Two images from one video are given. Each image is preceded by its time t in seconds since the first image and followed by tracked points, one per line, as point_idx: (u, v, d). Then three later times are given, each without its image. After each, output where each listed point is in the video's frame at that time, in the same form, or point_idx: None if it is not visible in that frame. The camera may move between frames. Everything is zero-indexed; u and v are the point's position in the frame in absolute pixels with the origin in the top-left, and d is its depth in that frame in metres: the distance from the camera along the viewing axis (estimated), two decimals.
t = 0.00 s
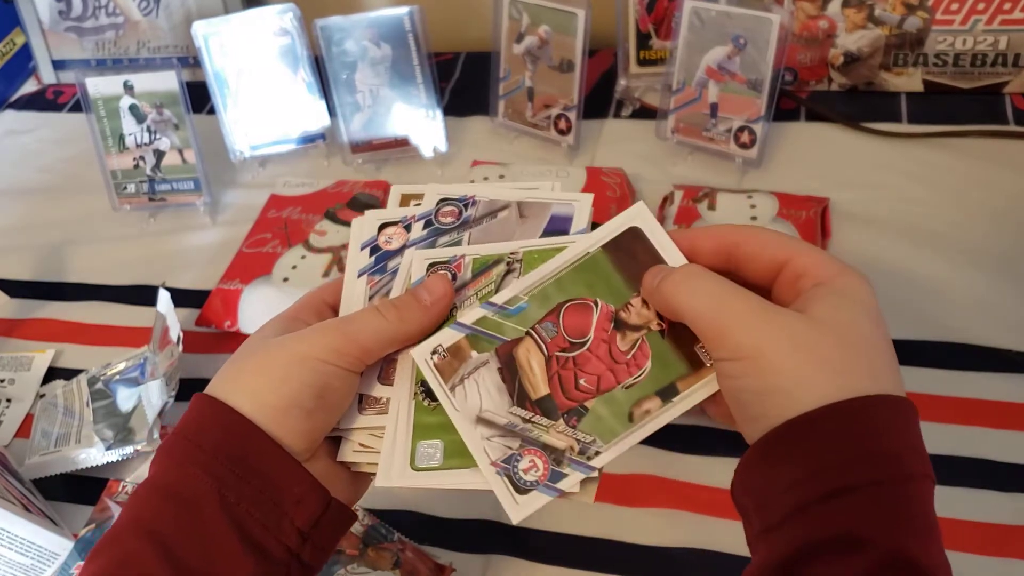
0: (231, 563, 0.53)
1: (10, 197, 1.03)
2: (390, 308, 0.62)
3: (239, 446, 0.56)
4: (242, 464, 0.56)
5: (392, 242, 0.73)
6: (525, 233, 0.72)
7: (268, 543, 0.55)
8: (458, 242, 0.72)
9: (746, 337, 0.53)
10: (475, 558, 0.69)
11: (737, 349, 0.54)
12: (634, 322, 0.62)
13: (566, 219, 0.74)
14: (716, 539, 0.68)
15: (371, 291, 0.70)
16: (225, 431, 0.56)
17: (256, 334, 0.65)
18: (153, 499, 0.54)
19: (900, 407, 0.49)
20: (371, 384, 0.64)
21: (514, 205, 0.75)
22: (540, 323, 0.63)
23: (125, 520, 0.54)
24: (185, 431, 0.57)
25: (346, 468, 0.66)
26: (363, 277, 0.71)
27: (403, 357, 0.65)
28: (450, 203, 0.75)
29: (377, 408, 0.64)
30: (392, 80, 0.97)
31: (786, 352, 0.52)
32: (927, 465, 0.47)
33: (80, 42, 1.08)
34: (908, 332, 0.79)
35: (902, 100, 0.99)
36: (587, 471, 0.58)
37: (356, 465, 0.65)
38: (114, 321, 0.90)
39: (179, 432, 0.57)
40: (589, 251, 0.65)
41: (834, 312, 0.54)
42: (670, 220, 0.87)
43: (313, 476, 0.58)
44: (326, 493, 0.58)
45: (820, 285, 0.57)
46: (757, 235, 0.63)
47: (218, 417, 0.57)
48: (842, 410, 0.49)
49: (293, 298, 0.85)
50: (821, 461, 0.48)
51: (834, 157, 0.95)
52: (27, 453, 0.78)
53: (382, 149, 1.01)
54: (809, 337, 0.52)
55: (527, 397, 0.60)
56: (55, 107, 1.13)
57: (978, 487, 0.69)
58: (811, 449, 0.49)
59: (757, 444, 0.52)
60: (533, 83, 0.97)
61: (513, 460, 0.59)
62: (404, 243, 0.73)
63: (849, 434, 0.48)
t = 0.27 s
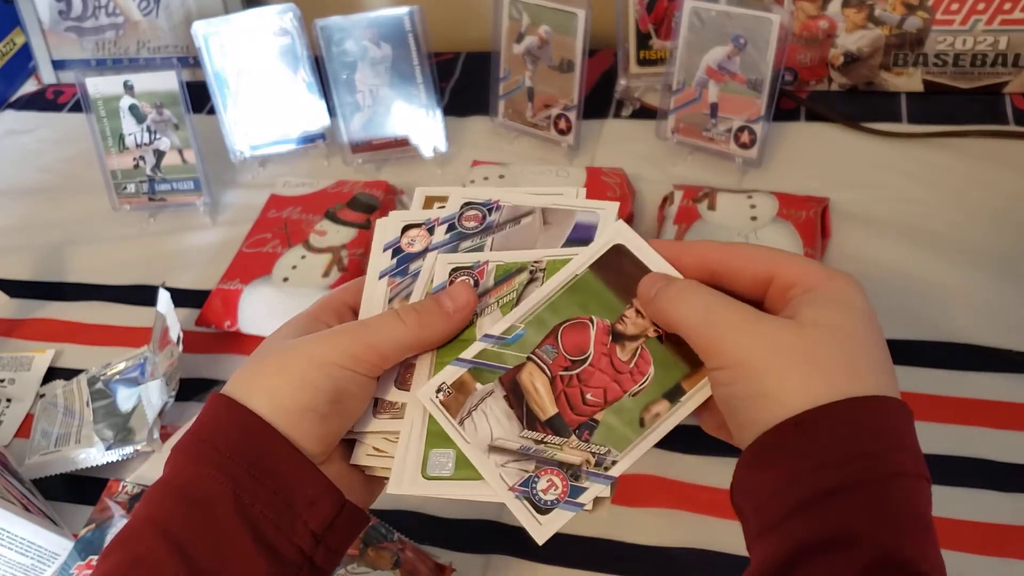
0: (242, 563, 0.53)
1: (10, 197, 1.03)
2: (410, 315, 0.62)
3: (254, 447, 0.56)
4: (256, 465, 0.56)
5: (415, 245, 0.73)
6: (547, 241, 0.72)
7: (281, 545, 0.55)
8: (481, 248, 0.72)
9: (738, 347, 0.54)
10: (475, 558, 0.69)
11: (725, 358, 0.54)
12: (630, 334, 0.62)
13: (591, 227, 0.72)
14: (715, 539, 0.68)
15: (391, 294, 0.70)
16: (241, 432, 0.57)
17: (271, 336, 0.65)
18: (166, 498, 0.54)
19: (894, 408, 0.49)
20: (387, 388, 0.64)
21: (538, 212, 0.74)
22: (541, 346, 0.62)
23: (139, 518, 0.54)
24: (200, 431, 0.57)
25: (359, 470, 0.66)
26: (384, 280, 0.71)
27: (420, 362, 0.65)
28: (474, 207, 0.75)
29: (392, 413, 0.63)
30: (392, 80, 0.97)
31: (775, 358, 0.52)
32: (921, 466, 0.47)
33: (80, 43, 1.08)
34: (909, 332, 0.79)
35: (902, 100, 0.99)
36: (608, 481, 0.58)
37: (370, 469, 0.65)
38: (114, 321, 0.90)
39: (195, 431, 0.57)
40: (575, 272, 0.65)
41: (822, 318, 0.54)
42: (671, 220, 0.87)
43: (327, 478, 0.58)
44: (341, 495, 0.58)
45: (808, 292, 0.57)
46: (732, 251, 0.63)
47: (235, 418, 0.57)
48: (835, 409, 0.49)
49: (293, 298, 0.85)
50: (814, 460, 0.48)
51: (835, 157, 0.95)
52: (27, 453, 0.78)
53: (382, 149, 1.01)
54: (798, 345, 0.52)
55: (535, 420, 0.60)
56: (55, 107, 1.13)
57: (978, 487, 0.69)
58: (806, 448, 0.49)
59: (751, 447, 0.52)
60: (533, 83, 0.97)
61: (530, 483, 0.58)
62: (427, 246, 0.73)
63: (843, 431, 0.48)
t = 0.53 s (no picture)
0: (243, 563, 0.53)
1: (10, 197, 1.03)
2: (413, 315, 0.61)
3: (254, 447, 0.56)
4: (256, 465, 0.56)
5: (421, 244, 0.73)
6: (552, 245, 0.72)
7: (282, 545, 0.55)
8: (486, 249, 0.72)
9: (722, 358, 0.54)
10: (475, 558, 0.69)
11: (709, 366, 0.54)
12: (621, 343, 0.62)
13: (598, 231, 0.72)
14: (716, 539, 0.68)
15: (396, 293, 0.70)
16: (241, 432, 0.57)
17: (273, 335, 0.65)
18: (166, 497, 0.54)
19: (879, 412, 0.49)
20: (389, 389, 0.64)
21: (546, 214, 0.74)
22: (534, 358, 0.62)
23: (141, 516, 0.54)
24: (200, 431, 0.57)
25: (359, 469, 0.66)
26: (389, 278, 0.71)
27: (422, 363, 0.64)
28: (481, 208, 0.75)
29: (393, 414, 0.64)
30: (392, 80, 0.97)
31: (759, 369, 0.52)
32: (908, 468, 0.47)
33: (80, 42, 1.08)
34: (908, 332, 0.79)
35: (902, 100, 0.99)
36: (610, 484, 0.58)
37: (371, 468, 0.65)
38: (114, 321, 0.90)
39: (195, 431, 0.57)
40: (567, 287, 0.65)
41: (809, 325, 0.53)
42: (670, 220, 0.87)
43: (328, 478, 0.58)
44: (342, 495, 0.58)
45: (798, 297, 0.56)
46: (753, 247, 0.61)
47: (235, 418, 0.57)
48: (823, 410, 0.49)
49: (294, 297, 0.85)
50: (800, 462, 0.48)
51: (834, 157, 0.95)
52: (27, 453, 0.78)
53: (382, 149, 1.01)
54: (781, 356, 0.52)
55: (532, 431, 0.60)
56: (55, 107, 1.13)
57: (978, 487, 0.69)
58: (793, 451, 0.49)
59: (740, 449, 0.53)
60: (533, 83, 0.97)
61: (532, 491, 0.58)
62: (433, 245, 0.73)
63: (830, 435, 0.48)
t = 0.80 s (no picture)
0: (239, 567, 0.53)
1: (10, 197, 1.03)
2: (408, 322, 0.61)
3: (250, 453, 0.57)
4: (251, 471, 0.56)
5: (415, 250, 0.73)
6: (546, 249, 0.71)
7: (277, 550, 0.55)
8: (480, 254, 0.72)
9: (723, 355, 0.53)
10: (475, 558, 0.69)
11: (708, 366, 0.54)
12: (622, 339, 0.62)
13: (591, 236, 0.72)
14: (715, 539, 0.68)
15: (390, 300, 0.69)
16: (237, 437, 0.57)
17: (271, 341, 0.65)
18: (161, 501, 0.54)
19: (877, 411, 0.49)
20: (383, 395, 0.64)
21: (540, 219, 0.74)
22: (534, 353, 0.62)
23: (137, 522, 0.54)
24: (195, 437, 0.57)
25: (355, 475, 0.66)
26: (384, 285, 0.71)
27: (418, 369, 0.64)
28: (475, 214, 0.75)
29: (387, 419, 0.63)
30: (392, 80, 0.97)
31: (761, 367, 0.52)
32: (904, 467, 0.47)
33: (80, 42, 1.08)
34: (908, 332, 0.79)
35: (902, 100, 0.99)
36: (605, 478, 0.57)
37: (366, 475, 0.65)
38: (114, 321, 0.90)
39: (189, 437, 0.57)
40: (568, 284, 0.65)
41: (810, 324, 0.53)
42: (670, 220, 0.87)
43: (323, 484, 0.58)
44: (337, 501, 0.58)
45: (800, 294, 0.56)
46: (771, 237, 0.61)
47: (229, 424, 0.57)
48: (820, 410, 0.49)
49: (293, 298, 0.85)
50: (795, 462, 0.48)
51: (834, 158, 0.95)
52: (27, 453, 0.78)
53: (382, 149, 1.01)
54: (781, 354, 0.52)
55: (530, 424, 0.59)
56: (55, 107, 1.13)
57: (978, 487, 0.69)
58: (789, 453, 0.49)
59: (736, 449, 0.53)
60: (532, 83, 0.97)
61: (528, 483, 0.57)
62: (427, 252, 0.73)
63: (826, 435, 0.48)
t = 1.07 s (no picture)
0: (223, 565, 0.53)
1: (10, 197, 1.03)
2: (390, 311, 0.62)
3: (233, 449, 0.56)
4: (235, 468, 0.56)
5: (395, 241, 0.73)
6: (526, 235, 0.72)
7: (263, 547, 0.55)
8: (460, 243, 0.72)
9: (752, 337, 0.54)
10: (475, 558, 0.69)
11: (738, 345, 0.55)
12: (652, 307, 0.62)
13: (569, 221, 0.73)
14: (716, 539, 0.68)
15: (372, 292, 0.69)
16: (220, 433, 0.57)
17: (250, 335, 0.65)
18: (145, 501, 0.54)
19: (910, 416, 0.49)
20: (366, 386, 0.64)
21: (518, 206, 0.74)
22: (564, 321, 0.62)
23: (121, 521, 0.54)
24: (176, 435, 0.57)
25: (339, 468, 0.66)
26: (364, 277, 0.71)
27: (397, 359, 0.64)
28: (454, 203, 0.75)
29: (370, 410, 0.63)
30: (392, 80, 0.97)
31: (792, 351, 0.52)
32: (928, 474, 0.47)
33: (80, 42, 1.08)
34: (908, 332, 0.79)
35: (902, 100, 0.99)
36: (633, 445, 0.57)
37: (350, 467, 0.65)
38: (113, 321, 0.90)
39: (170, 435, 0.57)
40: (596, 252, 0.66)
41: (849, 312, 0.53)
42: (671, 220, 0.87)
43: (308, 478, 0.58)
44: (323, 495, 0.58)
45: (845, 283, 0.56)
46: (843, 213, 0.61)
47: (210, 421, 0.57)
48: (853, 405, 0.49)
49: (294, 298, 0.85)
50: (820, 458, 0.48)
51: (834, 157, 0.95)
52: (27, 453, 0.78)
53: (382, 149, 1.01)
54: (816, 339, 0.52)
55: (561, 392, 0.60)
56: (55, 107, 1.13)
57: (978, 487, 0.69)
58: (813, 449, 0.49)
59: (761, 439, 0.53)
60: (532, 83, 0.97)
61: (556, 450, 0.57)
62: (407, 242, 0.73)
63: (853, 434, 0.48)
